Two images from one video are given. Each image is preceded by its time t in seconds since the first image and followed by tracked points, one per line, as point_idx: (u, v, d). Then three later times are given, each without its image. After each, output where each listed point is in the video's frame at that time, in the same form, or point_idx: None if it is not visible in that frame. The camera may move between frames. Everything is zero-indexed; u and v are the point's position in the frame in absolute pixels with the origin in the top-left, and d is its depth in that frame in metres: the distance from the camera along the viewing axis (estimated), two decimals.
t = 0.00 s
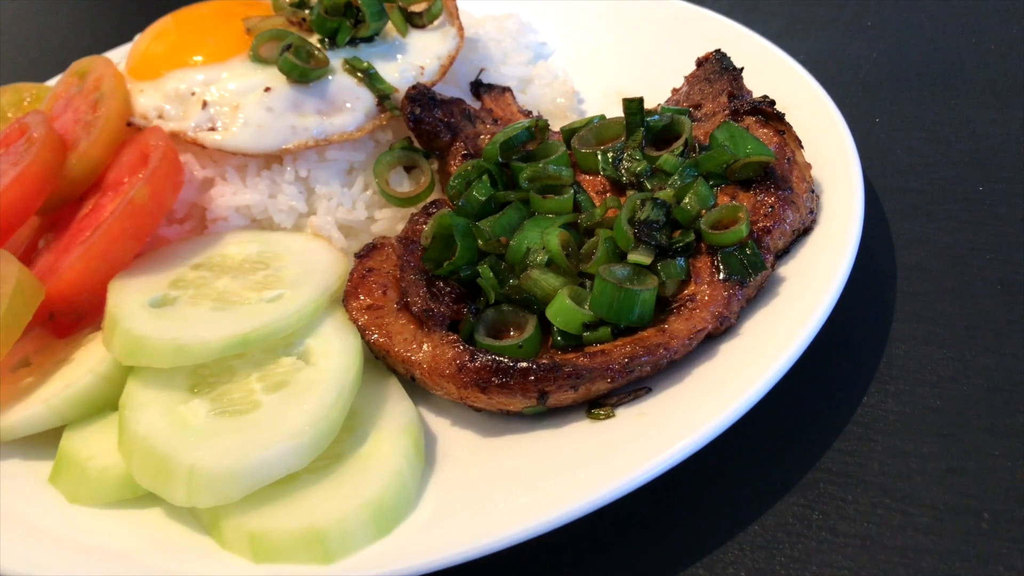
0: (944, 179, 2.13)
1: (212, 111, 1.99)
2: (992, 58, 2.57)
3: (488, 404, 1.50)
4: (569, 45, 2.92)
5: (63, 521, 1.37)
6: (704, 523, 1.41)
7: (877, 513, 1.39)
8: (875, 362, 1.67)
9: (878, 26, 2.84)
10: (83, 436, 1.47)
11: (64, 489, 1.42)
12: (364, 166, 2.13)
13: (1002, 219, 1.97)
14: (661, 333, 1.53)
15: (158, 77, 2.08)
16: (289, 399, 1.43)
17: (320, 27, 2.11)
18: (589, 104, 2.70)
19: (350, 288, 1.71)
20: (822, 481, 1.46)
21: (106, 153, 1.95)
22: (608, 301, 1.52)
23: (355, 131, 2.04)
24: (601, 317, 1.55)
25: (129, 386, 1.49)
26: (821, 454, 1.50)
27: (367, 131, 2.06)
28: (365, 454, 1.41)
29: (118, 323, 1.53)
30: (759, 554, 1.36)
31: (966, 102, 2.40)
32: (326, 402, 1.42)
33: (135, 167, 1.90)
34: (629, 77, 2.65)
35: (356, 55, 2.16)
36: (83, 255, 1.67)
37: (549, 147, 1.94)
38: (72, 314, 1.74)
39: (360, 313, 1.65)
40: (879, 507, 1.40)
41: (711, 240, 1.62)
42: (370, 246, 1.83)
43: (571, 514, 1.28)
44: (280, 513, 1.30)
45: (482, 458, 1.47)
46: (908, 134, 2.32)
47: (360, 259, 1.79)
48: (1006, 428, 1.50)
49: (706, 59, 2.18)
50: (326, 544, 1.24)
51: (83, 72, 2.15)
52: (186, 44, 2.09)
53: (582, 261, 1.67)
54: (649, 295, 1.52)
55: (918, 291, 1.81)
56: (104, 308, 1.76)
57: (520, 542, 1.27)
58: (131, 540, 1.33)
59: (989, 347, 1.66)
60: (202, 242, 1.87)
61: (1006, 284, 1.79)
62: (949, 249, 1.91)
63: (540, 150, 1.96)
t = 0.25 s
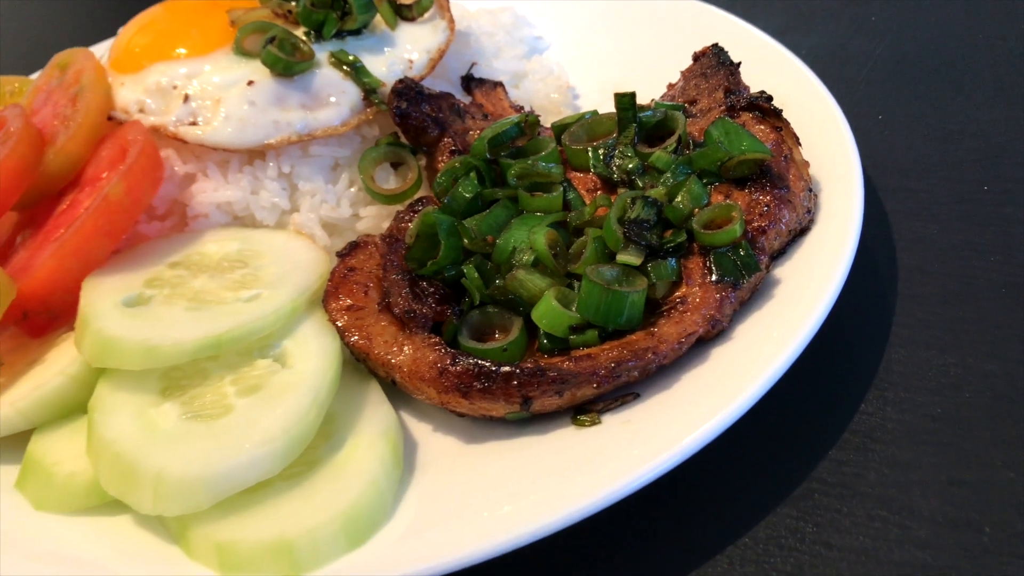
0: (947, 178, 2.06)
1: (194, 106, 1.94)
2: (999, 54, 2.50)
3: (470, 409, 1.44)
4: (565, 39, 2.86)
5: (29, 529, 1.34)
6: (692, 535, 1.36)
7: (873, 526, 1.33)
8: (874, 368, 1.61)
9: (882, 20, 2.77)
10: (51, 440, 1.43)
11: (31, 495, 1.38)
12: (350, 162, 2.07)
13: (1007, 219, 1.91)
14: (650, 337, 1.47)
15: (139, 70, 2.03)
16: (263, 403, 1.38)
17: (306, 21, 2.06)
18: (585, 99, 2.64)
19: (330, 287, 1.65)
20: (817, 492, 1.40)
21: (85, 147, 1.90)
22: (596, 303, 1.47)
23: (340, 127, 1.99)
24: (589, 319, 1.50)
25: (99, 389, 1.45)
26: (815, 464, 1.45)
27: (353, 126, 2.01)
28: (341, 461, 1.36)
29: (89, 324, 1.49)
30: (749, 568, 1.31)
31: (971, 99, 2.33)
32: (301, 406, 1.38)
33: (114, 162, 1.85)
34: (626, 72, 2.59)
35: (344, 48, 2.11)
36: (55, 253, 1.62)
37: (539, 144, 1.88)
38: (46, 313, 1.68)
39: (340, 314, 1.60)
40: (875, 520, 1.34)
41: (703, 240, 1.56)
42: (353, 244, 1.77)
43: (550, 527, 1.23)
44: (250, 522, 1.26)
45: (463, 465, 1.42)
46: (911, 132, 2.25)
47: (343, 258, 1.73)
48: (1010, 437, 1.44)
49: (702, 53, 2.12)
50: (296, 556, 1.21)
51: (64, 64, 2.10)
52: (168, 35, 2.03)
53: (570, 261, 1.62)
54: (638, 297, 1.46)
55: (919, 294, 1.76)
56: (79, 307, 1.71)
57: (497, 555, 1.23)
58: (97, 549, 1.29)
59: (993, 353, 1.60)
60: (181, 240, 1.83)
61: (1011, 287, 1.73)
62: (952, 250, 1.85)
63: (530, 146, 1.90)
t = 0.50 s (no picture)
0: (956, 176, 2.01)
1: (181, 100, 1.89)
2: (1010, 49, 2.43)
3: (460, 415, 1.40)
4: (564, 34, 2.80)
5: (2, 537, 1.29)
6: (688, 547, 1.31)
7: (877, 539, 1.28)
8: (879, 373, 1.56)
9: (889, 15, 2.71)
10: (28, 445, 1.39)
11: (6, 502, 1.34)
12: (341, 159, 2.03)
13: (1018, 220, 1.85)
14: (647, 340, 1.42)
15: (126, 64, 1.98)
16: (244, 408, 1.34)
17: (297, 13, 2.00)
18: (584, 95, 2.59)
19: (318, 288, 1.60)
20: (819, 502, 1.35)
21: (69, 142, 1.86)
22: (591, 306, 1.42)
23: (331, 122, 1.94)
24: (584, 323, 1.45)
25: (77, 392, 1.40)
26: (818, 474, 1.40)
27: (344, 121, 1.96)
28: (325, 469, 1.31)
29: (67, 325, 1.44)
30: None
31: (981, 95, 2.27)
32: (284, 411, 1.33)
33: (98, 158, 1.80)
34: (626, 68, 2.53)
35: (336, 42, 2.05)
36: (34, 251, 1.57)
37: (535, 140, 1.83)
38: (26, 313, 1.65)
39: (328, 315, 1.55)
40: (880, 532, 1.29)
41: (703, 241, 1.51)
42: (342, 243, 1.72)
43: (539, 540, 1.18)
44: (229, 533, 1.21)
45: (451, 472, 1.37)
46: (918, 129, 2.19)
47: (331, 258, 1.69)
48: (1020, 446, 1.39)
49: (704, 47, 2.07)
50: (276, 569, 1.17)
51: (51, 57, 2.05)
52: (155, 28, 1.98)
53: (565, 261, 1.56)
54: (634, 299, 1.41)
55: (926, 296, 1.70)
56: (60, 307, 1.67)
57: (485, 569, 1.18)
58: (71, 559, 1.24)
59: (1003, 358, 1.54)
60: (167, 238, 1.78)
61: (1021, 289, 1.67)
62: (960, 252, 1.79)
63: (526, 143, 1.85)
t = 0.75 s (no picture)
0: (961, 169, 1.93)
1: (156, 91, 1.83)
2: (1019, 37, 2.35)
3: (438, 419, 1.33)
4: (558, 23, 2.72)
5: None
6: (676, 559, 1.25)
7: (876, 551, 1.21)
8: (879, 375, 1.49)
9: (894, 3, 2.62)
10: None
11: None
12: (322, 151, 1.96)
13: None
14: (635, 341, 1.35)
15: (100, 53, 1.91)
16: (211, 412, 1.28)
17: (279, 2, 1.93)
18: (577, 86, 2.51)
19: (294, 285, 1.54)
20: (815, 511, 1.28)
21: (40, 134, 1.79)
22: (577, 305, 1.35)
23: (311, 113, 1.88)
24: (569, 322, 1.38)
25: (39, 394, 1.34)
26: (814, 481, 1.33)
27: (325, 112, 1.90)
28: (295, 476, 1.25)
29: (29, 325, 1.38)
30: None
31: (988, 85, 2.19)
32: (252, 415, 1.27)
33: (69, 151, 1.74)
34: (621, 57, 2.45)
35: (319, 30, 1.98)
36: None
37: (523, 131, 1.76)
38: None
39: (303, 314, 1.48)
40: (878, 544, 1.22)
41: (695, 236, 1.44)
42: (321, 238, 1.66)
43: (517, 554, 1.12)
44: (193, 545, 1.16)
45: (429, 479, 1.31)
46: (923, 120, 2.12)
47: (309, 254, 1.62)
48: None
49: (699, 35, 1.99)
50: None
51: (24, 46, 1.98)
52: (130, 16, 1.91)
53: (551, 258, 1.50)
54: (622, 298, 1.35)
55: (929, 295, 1.63)
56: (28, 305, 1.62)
57: None
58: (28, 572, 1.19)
59: (1010, 359, 1.47)
60: (140, 234, 1.72)
61: None
62: (966, 248, 1.72)
63: (513, 134, 1.78)
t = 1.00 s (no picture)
0: (961, 174, 1.88)
1: (136, 96, 1.79)
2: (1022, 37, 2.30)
3: (419, 436, 1.29)
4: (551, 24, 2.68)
5: None
6: None
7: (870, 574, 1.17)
8: (875, 389, 1.45)
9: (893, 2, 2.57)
10: None
11: None
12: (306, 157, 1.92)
13: None
14: (622, 355, 1.31)
15: (80, 57, 1.87)
16: (184, 429, 1.24)
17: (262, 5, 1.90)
18: (570, 89, 2.47)
19: (273, 296, 1.50)
20: (807, 532, 1.24)
21: (18, 140, 1.75)
22: (561, 318, 1.31)
23: (294, 118, 1.84)
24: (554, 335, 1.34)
25: (9, 411, 1.31)
26: (807, 499, 1.29)
27: (308, 117, 1.86)
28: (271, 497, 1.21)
29: None
30: None
31: (989, 87, 2.15)
32: (226, 433, 1.23)
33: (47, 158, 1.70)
34: (614, 59, 2.41)
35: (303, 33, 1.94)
36: None
37: (510, 137, 1.72)
38: None
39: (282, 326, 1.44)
40: (873, 567, 1.18)
41: (685, 246, 1.40)
42: (302, 248, 1.62)
43: None
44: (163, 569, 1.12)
45: (409, 498, 1.27)
46: (922, 123, 2.07)
47: (290, 264, 1.58)
48: None
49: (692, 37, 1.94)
50: None
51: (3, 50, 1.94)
52: (110, 19, 1.87)
53: (538, 268, 1.45)
54: (608, 310, 1.30)
55: (927, 305, 1.59)
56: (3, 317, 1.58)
57: None
58: None
59: (1010, 372, 1.42)
60: (119, 243, 1.68)
61: None
62: (965, 256, 1.68)
63: (500, 139, 1.73)
